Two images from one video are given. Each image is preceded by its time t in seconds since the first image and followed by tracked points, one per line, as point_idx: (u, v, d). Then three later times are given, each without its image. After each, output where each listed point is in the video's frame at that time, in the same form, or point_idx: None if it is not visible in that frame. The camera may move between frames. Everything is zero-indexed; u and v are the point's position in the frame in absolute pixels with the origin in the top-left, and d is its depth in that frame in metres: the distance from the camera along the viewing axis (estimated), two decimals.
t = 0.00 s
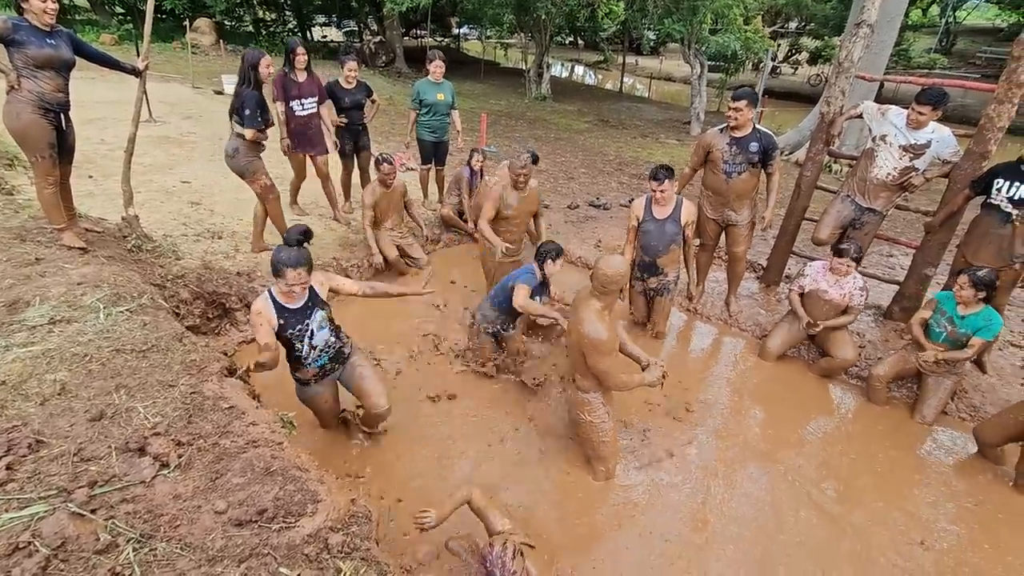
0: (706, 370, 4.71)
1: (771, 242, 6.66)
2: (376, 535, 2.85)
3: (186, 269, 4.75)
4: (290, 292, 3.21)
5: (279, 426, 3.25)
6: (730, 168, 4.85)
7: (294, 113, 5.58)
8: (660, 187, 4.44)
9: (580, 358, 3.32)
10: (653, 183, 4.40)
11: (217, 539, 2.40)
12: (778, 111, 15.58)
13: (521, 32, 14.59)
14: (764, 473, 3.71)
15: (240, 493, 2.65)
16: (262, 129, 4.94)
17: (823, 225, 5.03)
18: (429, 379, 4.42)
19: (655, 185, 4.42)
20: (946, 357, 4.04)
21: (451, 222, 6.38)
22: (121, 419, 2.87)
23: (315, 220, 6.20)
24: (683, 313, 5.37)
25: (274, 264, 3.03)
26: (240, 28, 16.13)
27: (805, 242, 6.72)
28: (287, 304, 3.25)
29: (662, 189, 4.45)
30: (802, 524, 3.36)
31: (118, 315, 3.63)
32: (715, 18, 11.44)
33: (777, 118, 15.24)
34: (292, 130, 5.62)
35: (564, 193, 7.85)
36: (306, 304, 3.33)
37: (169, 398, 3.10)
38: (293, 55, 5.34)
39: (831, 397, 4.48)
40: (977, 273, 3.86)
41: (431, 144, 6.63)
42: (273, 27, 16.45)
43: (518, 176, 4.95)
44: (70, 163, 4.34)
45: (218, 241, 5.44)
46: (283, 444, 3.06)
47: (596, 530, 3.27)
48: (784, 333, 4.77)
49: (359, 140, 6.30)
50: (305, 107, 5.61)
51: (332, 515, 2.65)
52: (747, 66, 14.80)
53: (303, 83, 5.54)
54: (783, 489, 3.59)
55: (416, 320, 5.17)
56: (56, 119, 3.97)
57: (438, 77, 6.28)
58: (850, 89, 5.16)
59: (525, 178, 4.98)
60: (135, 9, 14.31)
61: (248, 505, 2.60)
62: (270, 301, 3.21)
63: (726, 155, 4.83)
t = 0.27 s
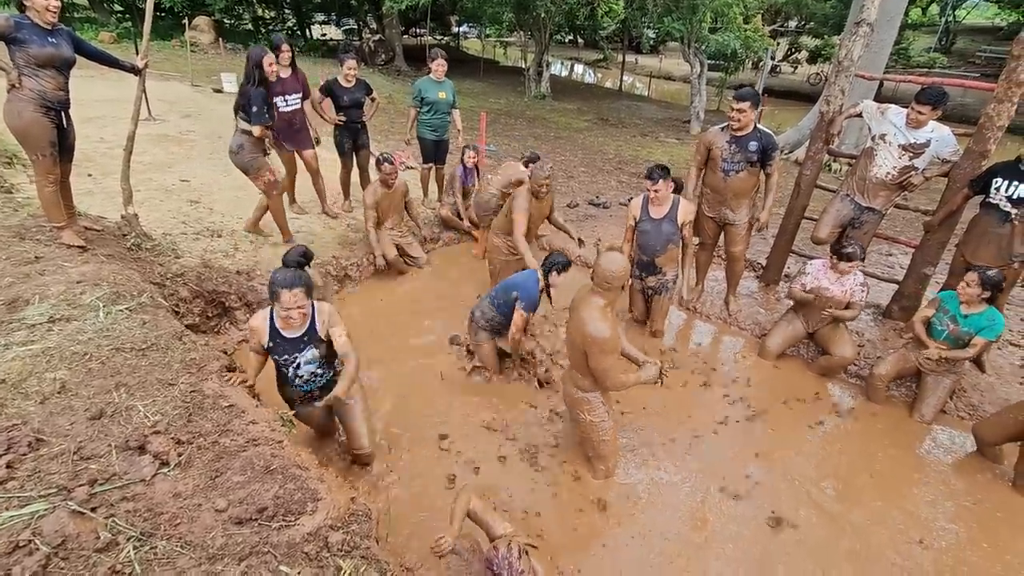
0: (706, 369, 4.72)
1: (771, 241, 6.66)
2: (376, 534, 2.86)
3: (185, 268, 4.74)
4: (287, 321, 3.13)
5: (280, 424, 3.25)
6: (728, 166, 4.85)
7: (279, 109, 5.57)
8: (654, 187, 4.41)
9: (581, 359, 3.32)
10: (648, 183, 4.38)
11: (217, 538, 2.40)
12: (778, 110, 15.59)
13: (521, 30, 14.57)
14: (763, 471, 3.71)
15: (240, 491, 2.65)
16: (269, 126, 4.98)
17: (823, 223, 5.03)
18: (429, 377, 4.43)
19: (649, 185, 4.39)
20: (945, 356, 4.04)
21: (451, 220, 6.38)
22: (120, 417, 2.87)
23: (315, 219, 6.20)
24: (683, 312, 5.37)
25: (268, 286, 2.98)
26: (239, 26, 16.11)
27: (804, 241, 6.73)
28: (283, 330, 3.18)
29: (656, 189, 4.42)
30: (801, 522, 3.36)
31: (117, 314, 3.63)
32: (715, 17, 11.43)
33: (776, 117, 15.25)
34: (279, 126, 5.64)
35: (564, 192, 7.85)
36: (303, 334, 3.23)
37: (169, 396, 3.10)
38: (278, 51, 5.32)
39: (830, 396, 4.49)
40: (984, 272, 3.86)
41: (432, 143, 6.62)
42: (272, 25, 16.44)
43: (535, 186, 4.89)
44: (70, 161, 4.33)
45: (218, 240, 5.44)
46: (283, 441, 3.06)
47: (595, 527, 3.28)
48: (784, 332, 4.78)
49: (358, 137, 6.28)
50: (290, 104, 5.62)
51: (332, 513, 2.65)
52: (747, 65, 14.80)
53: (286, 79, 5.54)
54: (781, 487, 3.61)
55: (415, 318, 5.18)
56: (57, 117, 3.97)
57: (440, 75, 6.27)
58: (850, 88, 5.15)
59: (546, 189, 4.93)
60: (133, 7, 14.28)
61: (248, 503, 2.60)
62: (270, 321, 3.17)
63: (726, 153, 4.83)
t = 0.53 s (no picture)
0: (706, 368, 4.72)
1: (772, 240, 6.66)
2: (377, 532, 2.86)
3: (186, 266, 4.75)
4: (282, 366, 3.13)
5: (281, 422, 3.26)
6: (732, 167, 4.86)
7: (275, 104, 5.62)
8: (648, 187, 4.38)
9: (583, 357, 3.33)
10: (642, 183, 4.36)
11: (218, 535, 2.41)
12: (778, 109, 15.58)
13: (521, 29, 14.57)
14: (763, 470, 3.72)
15: (241, 489, 2.65)
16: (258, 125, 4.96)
17: (824, 222, 5.03)
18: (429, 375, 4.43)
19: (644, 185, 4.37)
20: (946, 355, 4.04)
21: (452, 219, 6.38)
22: (121, 415, 2.88)
23: (316, 218, 6.21)
24: (683, 311, 5.37)
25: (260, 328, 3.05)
26: (240, 24, 16.11)
27: (805, 240, 6.73)
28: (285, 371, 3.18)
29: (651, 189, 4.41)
30: (800, 520, 3.37)
31: (118, 312, 3.63)
32: (716, 15, 11.42)
33: (777, 116, 15.24)
34: (275, 121, 5.65)
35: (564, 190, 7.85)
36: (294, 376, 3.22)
37: (170, 395, 3.10)
38: (271, 47, 5.32)
39: (830, 395, 4.49)
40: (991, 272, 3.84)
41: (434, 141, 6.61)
42: (272, 24, 16.45)
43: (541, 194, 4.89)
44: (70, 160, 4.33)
45: (218, 238, 5.44)
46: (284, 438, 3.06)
47: (596, 526, 3.28)
48: (784, 331, 4.78)
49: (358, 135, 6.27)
50: (286, 99, 5.68)
51: (332, 510, 2.66)
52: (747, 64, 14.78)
53: (281, 74, 5.59)
54: (781, 485, 3.61)
55: (416, 317, 5.18)
56: (58, 116, 3.97)
57: (442, 74, 6.26)
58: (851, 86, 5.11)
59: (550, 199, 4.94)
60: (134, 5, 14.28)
61: (249, 501, 2.60)
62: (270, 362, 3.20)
63: (730, 154, 4.83)
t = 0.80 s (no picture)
0: (708, 366, 4.72)
1: (773, 238, 6.66)
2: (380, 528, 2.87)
3: (188, 264, 4.76)
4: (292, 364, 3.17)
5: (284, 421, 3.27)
6: (736, 168, 4.84)
7: (275, 99, 5.61)
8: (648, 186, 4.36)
9: (587, 356, 3.33)
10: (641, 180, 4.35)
11: (222, 530, 2.42)
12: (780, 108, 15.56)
13: (523, 28, 14.56)
14: (765, 467, 3.72)
15: (244, 485, 2.67)
16: (246, 120, 4.94)
17: (826, 221, 5.02)
18: (431, 373, 4.44)
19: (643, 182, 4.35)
20: (950, 355, 4.04)
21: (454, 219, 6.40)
22: (125, 411, 2.89)
23: (318, 216, 6.22)
24: (684, 309, 5.37)
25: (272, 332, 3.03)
26: (241, 23, 16.12)
27: (806, 239, 6.72)
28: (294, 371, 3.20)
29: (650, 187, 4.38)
30: (802, 517, 3.37)
31: (121, 309, 3.65)
32: (718, 14, 11.41)
33: (778, 114, 15.22)
34: (275, 116, 5.66)
35: (566, 190, 7.85)
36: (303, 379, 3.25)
37: (173, 391, 3.11)
38: (267, 43, 5.34)
39: (831, 393, 4.49)
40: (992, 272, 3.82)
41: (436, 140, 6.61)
42: (274, 23, 16.47)
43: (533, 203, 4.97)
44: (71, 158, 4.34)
45: (220, 236, 5.45)
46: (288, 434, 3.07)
47: (598, 522, 3.29)
48: (787, 329, 4.77)
49: (360, 134, 6.27)
50: (286, 94, 5.68)
51: (336, 506, 2.67)
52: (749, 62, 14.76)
53: (279, 70, 5.58)
54: (783, 482, 3.61)
55: (418, 315, 5.18)
56: (60, 113, 3.99)
57: (445, 73, 6.26)
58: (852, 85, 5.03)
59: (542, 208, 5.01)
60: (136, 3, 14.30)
61: (252, 497, 2.61)
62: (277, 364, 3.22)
63: (733, 155, 4.81)
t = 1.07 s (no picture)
0: (709, 365, 4.71)
1: (773, 238, 6.65)
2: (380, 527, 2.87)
3: (189, 262, 4.76)
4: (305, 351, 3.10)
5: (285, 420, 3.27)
6: (736, 168, 4.83)
7: (273, 96, 5.62)
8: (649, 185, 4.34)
9: (589, 355, 3.33)
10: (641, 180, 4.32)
11: (223, 529, 2.42)
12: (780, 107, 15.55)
13: (523, 27, 14.56)
14: (766, 467, 3.72)
15: (245, 484, 2.67)
16: (235, 113, 4.92)
17: (828, 220, 5.02)
18: (432, 373, 4.44)
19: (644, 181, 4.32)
20: (951, 355, 4.04)
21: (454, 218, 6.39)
22: (125, 410, 2.89)
23: (318, 215, 6.22)
24: (685, 308, 5.37)
25: (290, 318, 2.92)
26: (242, 22, 16.13)
27: (806, 238, 6.71)
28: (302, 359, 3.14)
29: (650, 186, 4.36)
30: (802, 517, 3.37)
31: (122, 308, 3.65)
32: (719, 13, 11.39)
33: (779, 114, 15.21)
34: (274, 113, 5.67)
35: (566, 189, 7.84)
36: (313, 365, 3.18)
37: (173, 390, 3.11)
38: (264, 40, 5.34)
39: (832, 393, 4.49)
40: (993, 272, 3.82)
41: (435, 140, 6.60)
42: (274, 22, 16.48)
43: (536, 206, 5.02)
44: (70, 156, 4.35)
45: (220, 235, 5.45)
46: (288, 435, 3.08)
47: (598, 521, 3.29)
48: (788, 329, 4.77)
49: (360, 133, 6.27)
50: (283, 91, 5.65)
51: (336, 506, 2.67)
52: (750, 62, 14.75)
53: (276, 67, 5.58)
54: (784, 482, 3.61)
55: (418, 315, 5.18)
56: (56, 112, 3.99)
57: (444, 72, 6.24)
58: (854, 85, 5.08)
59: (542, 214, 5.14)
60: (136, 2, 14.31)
61: (253, 496, 2.61)
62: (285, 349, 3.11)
63: (732, 155, 4.81)
